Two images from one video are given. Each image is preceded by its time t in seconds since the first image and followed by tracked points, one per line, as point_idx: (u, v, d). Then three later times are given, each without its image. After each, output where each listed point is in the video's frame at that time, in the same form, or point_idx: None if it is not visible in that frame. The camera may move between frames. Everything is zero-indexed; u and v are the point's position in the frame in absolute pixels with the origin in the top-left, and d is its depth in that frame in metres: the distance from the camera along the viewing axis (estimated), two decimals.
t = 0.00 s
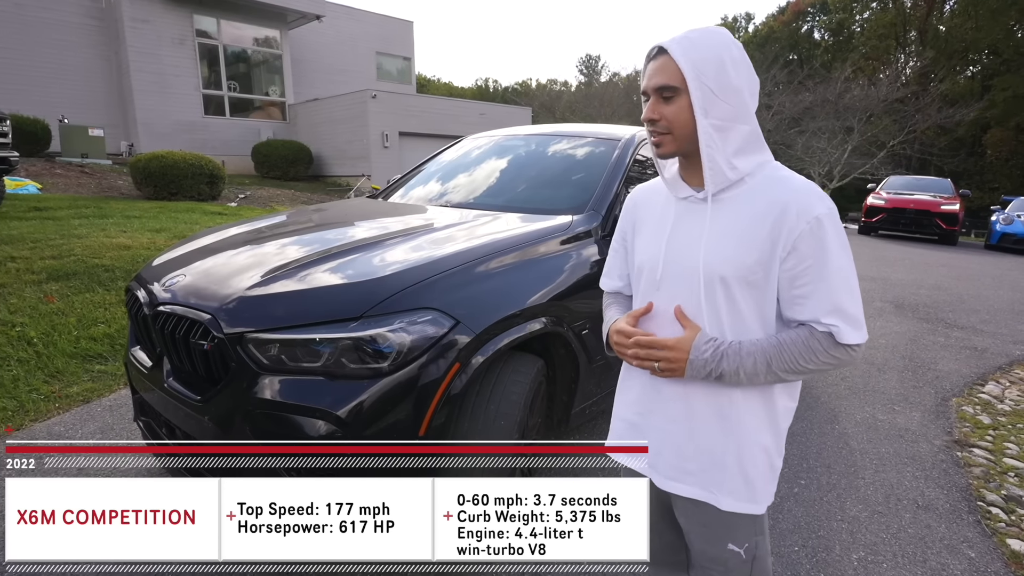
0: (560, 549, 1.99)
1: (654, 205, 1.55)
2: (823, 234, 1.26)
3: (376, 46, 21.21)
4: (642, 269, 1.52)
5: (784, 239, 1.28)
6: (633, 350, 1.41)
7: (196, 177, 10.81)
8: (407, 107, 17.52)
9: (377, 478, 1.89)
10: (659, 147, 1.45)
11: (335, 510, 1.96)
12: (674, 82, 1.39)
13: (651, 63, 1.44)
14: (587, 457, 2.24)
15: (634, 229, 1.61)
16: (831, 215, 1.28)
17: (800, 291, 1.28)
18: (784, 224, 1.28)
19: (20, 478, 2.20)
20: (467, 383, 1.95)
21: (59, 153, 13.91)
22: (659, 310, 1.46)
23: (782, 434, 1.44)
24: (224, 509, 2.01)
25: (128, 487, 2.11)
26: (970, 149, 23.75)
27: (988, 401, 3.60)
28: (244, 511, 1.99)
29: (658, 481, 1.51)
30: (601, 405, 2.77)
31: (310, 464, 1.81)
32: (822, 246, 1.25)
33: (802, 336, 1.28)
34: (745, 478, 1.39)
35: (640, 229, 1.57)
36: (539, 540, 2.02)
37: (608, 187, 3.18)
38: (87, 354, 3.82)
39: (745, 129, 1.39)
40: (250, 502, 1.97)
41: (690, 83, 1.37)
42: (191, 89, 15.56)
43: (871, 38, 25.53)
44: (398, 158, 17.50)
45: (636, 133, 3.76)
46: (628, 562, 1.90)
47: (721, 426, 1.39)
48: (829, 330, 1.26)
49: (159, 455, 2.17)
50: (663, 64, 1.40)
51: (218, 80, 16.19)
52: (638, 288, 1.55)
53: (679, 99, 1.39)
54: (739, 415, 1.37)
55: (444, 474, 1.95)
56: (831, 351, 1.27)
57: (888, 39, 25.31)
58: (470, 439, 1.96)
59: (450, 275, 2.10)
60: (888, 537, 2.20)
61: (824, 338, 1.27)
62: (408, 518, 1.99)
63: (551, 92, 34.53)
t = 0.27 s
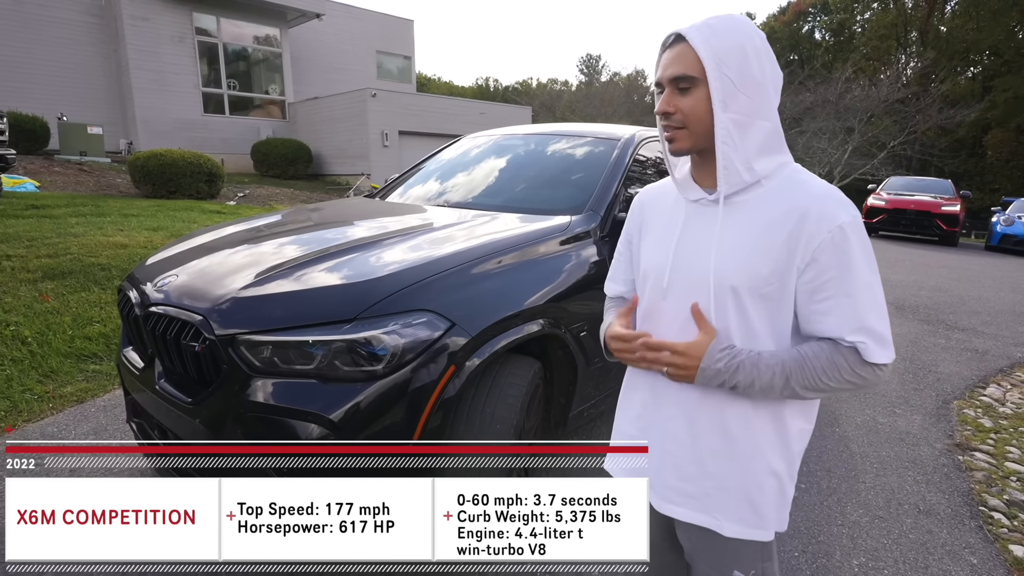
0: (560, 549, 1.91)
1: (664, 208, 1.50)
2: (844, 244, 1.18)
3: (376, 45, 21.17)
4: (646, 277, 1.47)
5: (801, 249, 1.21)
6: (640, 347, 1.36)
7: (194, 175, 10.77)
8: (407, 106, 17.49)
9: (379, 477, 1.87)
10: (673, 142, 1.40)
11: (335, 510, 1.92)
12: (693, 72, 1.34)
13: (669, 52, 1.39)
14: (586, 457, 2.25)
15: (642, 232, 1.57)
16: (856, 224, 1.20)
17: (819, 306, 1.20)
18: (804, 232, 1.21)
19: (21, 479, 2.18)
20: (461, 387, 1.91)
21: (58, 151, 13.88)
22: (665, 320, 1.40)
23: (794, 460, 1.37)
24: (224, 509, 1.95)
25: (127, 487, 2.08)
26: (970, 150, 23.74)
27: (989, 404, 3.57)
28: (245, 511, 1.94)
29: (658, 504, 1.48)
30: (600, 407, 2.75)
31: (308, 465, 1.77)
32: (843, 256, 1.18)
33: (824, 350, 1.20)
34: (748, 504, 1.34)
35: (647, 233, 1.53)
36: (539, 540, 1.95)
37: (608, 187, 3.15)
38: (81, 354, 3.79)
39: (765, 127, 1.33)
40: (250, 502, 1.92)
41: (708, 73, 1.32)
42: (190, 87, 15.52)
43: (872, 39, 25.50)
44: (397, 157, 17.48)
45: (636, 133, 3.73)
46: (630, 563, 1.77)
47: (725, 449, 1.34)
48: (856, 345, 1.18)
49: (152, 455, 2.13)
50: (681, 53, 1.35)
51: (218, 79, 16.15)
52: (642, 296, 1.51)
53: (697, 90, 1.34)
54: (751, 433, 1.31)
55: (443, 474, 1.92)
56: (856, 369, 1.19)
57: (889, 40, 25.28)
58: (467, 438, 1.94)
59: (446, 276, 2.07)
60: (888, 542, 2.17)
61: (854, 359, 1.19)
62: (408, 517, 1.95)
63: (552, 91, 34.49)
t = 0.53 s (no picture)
0: (560, 550, 1.84)
1: (674, 216, 1.45)
2: (876, 263, 1.13)
3: (380, 48, 21.20)
4: (653, 289, 1.43)
5: (828, 267, 1.16)
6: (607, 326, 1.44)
7: (196, 178, 10.77)
8: (410, 109, 17.49)
9: (381, 478, 1.81)
10: (685, 147, 1.36)
11: (335, 510, 1.86)
12: (707, 73, 1.30)
13: (679, 52, 1.35)
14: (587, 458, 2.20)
15: (649, 242, 1.52)
16: (888, 242, 1.16)
17: (847, 328, 1.15)
18: (831, 250, 1.16)
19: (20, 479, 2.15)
20: (458, 397, 1.88)
21: (62, 153, 13.92)
22: (676, 335, 1.35)
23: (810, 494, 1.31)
24: (224, 508, 1.88)
25: (125, 487, 2.03)
26: (975, 154, 23.63)
27: (998, 413, 3.52)
28: (244, 511, 1.87)
29: (658, 531, 1.45)
30: (601, 415, 2.71)
31: (310, 465, 1.72)
32: (875, 276, 1.13)
33: (865, 375, 1.13)
34: (758, 538, 1.29)
35: (655, 244, 1.48)
36: (539, 540, 1.89)
37: (609, 191, 3.11)
38: (79, 358, 3.77)
39: (783, 131, 1.29)
40: (250, 502, 1.85)
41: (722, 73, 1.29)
42: (194, 90, 15.55)
43: (877, 43, 25.43)
44: (400, 160, 17.47)
45: (639, 136, 3.70)
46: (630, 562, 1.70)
47: (733, 480, 1.30)
48: (900, 373, 1.12)
49: (145, 456, 2.10)
50: (695, 52, 1.31)
51: (222, 81, 16.18)
52: (648, 308, 1.46)
53: (711, 92, 1.30)
54: (766, 464, 1.26)
55: (442, 474, 1.88)
56: (903, 399, 1.14)
57: (893, 43, 25.20)
58: (468, 437, 1.92)
59: (445, 281, 2.04)
60: (895, 556, 2.12)
61: (897, 387, 1.13)
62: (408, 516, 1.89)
63: (555, 95, 34.51)
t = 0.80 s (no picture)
0: (561, 549, 1.89)
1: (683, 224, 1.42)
2: (886, 274, 1.07)
3: (383, 54, 21.26)
4: (658, 299, 1.40)
5: (837, 277, 1.11)
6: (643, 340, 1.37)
7: (199, 183, 10.79)
8: (413, 114, 17.53)
9: (378, 479, 1.77)
10: (739, 146, 1.25)
11: (335, 510, 1.82)
12: (768, 63, 1.22)
13: (729, 37, 1.26)
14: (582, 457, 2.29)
15: (654, 251, 1.50)
16: (904, 251, 1.09)
17: (848, 341, 1.10)
18: (841, 258, 1.11)
19: (19, 479, 2.13)
20: (454, 405, 1.85)
21: (66, 158, 13.99)
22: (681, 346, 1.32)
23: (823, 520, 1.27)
24: (224, 508, 1.84)
25: (125, 485, 1.99)
26: (979, 161, 23.54)
27: (1003, 422, 3.47)
28: (244, 511, 1.83)
29: (661, 562, 1.39)
30: (601, 423, 2.68)
31: (308, 465, 1.69)
32: (883, 287, 1.07)
33: (847, 398, 1.10)
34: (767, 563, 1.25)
35: (659, 254, 1.46)
36: (539, 540, 1.91)
37: (609, 197, 3.09)
38: (77, 363, 3.76)
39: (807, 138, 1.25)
40: (250, 502, 1.81)
41: (786, 68, 1.22)
42: (198, 95, 15.62)
43: (879, 49, 25.43)
44: (402, 165, 17.50)
45: (640, 142, 3.68)
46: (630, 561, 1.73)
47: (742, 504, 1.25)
48: (884, 399, 1.07)
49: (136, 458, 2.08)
50: (755, 38, 1.23)
51: (225, 87, 16.25)
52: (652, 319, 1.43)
53: (771, 84, 1.23)
54: (768, 490, 1.22)
55: (442, 473, 1.85)
56: (882, 429, 1.08)
57: (896, 50, 25.19)
58: (468, 438, 1.90)
59: (444, 288, 2.02)
60: (899, 568, 2.08)
61: (878, 415, 1.08)
62: (408, 517, 1.86)
63: (558, 101, 34.58)
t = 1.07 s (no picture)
0: (561, 550, 1.84)
1: (683, 228, 1.36)
2: (926, 282, 1.06)
3: (388, 54, 21.26)
4: (662, 307, 1.33)
5: (869, 286, 1.08)
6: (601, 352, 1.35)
7: (203, 182, 10.79)
8: (418, 114, 17.53)
9: (386, 479, 1.75)
10: (750, 144, 1.21)
11: (335, 510, 1.78)
12: (797, 56, 1.18)
13: (760, 20, 1.21)
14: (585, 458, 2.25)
15: (652, 255, 1.43)
16: (938, 260, 1.08)
17: (897, 358, 1.07)
18: (876, 267, 1.08)
19: (19, 478, 2.08)
20: (451, 408, 1.82)
21: (72, 157, 14.05)
22: (690, 360, 1.26)
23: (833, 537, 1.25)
24: (224, 508, 1.81)
25: (126, 485, 1.94)
26: (987, 161, 23.35)
27: (1013, 426, 3.42)
28: (244, 511, 1.80)
29: None
30: (604, 426, 2.64)
31: (305, 464, 1.66)
32: (923, 297, 1.05)
33: (920, 411, 1.07)
34: None
35: (659, 258, 1.39)
36: (539, 540, 1.88)
37: (612, 197, 3.06)
38: (78, 362, 3.75)
39: (829, 140, 1.22)
40: (250, 502, 1.78)
41: (814, 65, 1.19)
42: (203, 95, 15.66)
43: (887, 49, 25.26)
44: (407, 165, 17.50)
45: (644, 142, 3.64)
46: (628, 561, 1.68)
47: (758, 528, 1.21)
48: (954, 408, 1.06)
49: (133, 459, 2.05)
50: (789, 26, 1.19)
51: (231, 87, 16.29)
52: (654, 327, 1.36)
53: (796, 80, 1.19)
54: (794, 513, 1.19)
55: (441, 473, 1.82)
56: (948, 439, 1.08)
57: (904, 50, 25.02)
58: (466, 438, 1.88)
59: (444, 288, 1.99)
60: None
61: (950, 423, 1.07)
62: (408, 517, 1.83)
63: (563, 101, 34.54)
